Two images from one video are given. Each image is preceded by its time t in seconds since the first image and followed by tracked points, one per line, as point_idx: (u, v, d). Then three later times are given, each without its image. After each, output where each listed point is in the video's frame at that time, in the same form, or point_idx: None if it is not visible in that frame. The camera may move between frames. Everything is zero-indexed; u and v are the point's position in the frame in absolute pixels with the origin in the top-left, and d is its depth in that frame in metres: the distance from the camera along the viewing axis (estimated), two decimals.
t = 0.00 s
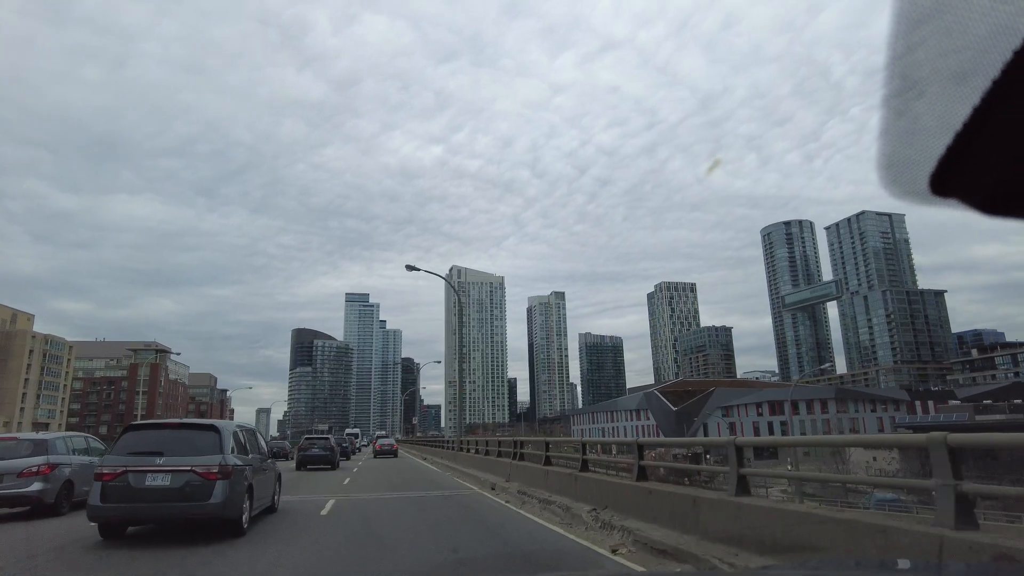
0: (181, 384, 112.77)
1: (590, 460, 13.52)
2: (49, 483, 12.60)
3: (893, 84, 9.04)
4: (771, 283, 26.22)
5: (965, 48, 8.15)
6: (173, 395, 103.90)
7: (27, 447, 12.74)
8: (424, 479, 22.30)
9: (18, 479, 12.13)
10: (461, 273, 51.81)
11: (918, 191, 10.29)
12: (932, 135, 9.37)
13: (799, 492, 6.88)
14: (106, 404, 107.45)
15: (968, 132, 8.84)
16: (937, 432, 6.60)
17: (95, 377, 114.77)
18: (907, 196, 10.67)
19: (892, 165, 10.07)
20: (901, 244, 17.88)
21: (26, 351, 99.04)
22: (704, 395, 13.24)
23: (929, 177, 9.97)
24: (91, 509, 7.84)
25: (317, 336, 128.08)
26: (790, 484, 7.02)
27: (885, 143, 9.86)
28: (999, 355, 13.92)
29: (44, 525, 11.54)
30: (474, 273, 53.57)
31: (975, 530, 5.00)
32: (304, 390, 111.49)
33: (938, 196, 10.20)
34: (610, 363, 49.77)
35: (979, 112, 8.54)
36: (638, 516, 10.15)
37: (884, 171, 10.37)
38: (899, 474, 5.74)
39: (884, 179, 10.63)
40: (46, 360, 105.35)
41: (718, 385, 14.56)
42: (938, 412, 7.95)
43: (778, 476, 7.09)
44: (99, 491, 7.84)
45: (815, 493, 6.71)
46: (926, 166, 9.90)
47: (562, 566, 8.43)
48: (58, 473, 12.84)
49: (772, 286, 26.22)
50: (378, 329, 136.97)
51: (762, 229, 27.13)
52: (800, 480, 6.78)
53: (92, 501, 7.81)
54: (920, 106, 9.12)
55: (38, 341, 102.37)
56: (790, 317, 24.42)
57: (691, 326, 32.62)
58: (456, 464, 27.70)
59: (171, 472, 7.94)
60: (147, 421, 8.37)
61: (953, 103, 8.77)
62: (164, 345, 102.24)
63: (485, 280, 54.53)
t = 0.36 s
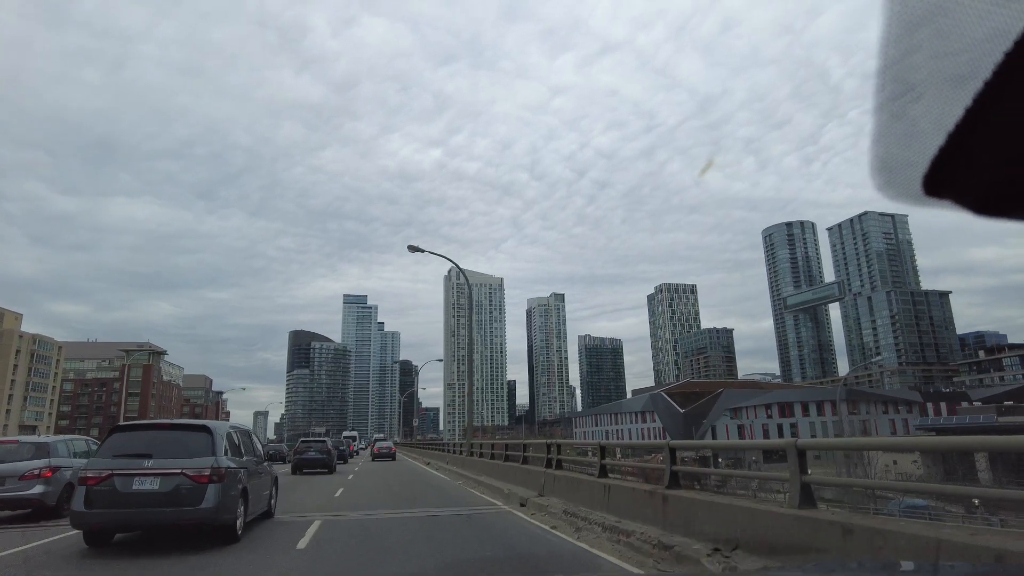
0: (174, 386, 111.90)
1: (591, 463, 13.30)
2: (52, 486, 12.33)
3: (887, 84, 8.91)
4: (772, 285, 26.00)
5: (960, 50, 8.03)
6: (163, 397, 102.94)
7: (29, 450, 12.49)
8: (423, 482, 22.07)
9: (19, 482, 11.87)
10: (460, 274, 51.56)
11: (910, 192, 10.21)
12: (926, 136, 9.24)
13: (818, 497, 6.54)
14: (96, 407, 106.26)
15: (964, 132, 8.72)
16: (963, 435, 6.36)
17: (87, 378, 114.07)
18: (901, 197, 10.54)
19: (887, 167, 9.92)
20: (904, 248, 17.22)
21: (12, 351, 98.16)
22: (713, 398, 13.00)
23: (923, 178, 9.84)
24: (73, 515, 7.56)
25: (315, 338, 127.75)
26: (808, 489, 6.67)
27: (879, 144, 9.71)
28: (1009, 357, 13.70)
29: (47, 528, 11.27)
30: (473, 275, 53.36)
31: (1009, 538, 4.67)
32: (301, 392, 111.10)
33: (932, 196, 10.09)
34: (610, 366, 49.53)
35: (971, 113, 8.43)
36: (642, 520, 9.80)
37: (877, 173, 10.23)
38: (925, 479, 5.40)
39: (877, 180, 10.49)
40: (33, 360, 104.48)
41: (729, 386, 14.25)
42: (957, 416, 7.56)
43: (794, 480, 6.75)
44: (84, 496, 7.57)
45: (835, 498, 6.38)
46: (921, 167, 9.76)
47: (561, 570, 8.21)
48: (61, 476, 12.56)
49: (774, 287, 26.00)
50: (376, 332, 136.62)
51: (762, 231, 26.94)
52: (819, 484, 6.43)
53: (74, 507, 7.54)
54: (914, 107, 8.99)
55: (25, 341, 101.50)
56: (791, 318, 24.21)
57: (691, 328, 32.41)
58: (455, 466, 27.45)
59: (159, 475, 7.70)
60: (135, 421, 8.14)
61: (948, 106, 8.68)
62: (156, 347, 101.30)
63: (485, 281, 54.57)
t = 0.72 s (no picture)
0: (169, 390, 111.24)
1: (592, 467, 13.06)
2: (52, 490, 12.05)
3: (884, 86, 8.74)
4: (774, 287, 25.80)
5: (960, 52, 7.84)
6: (157, 400, 102.31)
7: (28, 454, 12.23)
8: (423, 486, 21.82)
9: (18, 485, 11.61)
10: (460, 276, 51.33)
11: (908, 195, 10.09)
12: (925, 139, 9.09)
13: (838, 503, 6.31)
14: (88, 409, 105.57)
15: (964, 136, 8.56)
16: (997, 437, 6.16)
17: (80, 380, 113.30)
18: (899, 200, 10.41)
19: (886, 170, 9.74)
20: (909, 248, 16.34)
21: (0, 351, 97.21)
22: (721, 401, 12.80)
23: (921, 181, 9.71)
24: (59, 522, 7.30)
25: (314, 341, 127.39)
26: (827, 495, 6.45)
27: (877, 148, 9.56)
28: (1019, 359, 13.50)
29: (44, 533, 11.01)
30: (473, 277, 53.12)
31: None
32: (299, 395, 110.76)
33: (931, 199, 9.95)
34: (610, 369, 49.32)
35: (970, 117, 8.30)
36: (644, 524, 9.57)
37: (874, 177, 10.09)
38: (951, 484, 5.20)
39: (875, 183, 10.32)
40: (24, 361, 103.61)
41: (737, 389, 14.01)
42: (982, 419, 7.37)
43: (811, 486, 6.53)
44: (70, 501, 7.33)
45: (856, 504, 6.16)
46: (919, 170, 9.62)
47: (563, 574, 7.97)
48: (61, 480, 12.29)
49: (776, 290, 25.79)
50: (375, 335, 136.31)
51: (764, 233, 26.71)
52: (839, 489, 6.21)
53: (59, 513, 7.28)
54: (914, 109, 8.82)
55: (13, 342, 100.49)
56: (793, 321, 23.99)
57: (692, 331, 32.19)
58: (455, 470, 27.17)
59: (149, 479, 7.46)
60: (124, 423, 7.92)
61: (947, 108, 8.53)
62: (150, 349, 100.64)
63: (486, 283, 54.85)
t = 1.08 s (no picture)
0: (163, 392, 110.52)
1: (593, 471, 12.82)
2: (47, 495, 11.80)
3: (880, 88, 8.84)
4: (776, 290, 25.60)
5: (956, 56, 7.92)
6: (150, 403, 101.77)
7: (24, 458, 11.99)
8: (423, 491, 21.58)
9: (12, 489, 11.35)
10: (460, 277, 51.24)
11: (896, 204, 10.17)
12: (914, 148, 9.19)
13: (859, 509, 6.02)
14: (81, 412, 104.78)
15: (955, 145, 8.67)
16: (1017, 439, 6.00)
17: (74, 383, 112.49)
18: (891, 206, 10.41)
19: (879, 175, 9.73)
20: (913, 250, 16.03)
21: None
22: (726, 403, 12.60)
23: (911, 189, 9.79)
24: (45, 528, 7.04)
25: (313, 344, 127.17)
26: (847, 499, 6.17)
27: (870, 154, 9.55)
28: None
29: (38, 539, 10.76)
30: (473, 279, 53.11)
31: None
32: (297, 399, 110.41)
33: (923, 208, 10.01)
34: (609, 371, 49.08)
35: (959, 124, 8.44)
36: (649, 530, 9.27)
37: (865, 183, 10.14)
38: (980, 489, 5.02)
39: (867, 191, 10.31)
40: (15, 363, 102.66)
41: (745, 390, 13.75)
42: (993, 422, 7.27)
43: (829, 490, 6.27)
44: (56, 507, 7.09)
45: (878, 509, 5.86)
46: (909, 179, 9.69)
47: None
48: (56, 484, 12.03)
49: (778, 292, 25.59)
50: (374, 338, 135.95)
51: (765, 235, 26.53)
52: (861, 494, 5.92)
53: (45, 520, 7.03)
54: (905, 115, 8.92)
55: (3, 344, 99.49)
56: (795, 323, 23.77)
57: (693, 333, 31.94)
58: (455, 474, 26.89)
59: (139, 485, 7.22)
60: (113, 424, 7.70)
61: (942, 111, 8.55)
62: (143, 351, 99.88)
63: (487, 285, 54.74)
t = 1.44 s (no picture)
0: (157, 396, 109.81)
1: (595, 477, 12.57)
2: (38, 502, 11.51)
3: (873, 95, 8.58)
4: (778, 293, 25.38)
5: (953, 63, 7.72)
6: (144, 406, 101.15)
7: (17, 465, 11.72)
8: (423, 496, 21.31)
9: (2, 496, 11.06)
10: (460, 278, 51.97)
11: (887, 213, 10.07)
12: (907, 158, 8.98)
13: (882, 517, 5.77)
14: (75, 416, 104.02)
15: (949, 154, 8.53)
16: None
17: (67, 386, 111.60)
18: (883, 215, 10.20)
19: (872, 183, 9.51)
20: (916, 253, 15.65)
21: None
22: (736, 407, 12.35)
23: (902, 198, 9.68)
24: (27, 540, 6.79)
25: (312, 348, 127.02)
26: (869, 507, 5.93)
27: (864, 162, 9.31)
28: None
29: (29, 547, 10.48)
30: (472, 282, 54.18)
31: None
32: (295, 403, 109.99)
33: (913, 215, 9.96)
34: (610, 375, 48.77)
35: (956, 132, 8.22)
36: (656, 540, 9.00)
37: (860, 191, 9.90)
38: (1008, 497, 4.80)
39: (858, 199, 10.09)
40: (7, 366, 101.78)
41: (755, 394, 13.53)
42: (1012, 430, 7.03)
43: (848, 498, 6.02)
44: (40, 518, 6.85)
45: (904, 517, 5.61)
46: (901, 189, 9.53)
47: None
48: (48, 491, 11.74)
49: (781, 295, 25.35)
50: (373, 342, 135.58)
51: (767, 238, 26.31)
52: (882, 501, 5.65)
53: (29, 531, 6.78)
54: (899, 124, 8.70)
55: None
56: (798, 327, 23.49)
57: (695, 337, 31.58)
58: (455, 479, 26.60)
59: (127, 496, 6.98)
60: (100, 432, 7.47)
61: (940, 117, 8.30)
62: (138, 353, 99.23)
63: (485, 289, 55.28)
